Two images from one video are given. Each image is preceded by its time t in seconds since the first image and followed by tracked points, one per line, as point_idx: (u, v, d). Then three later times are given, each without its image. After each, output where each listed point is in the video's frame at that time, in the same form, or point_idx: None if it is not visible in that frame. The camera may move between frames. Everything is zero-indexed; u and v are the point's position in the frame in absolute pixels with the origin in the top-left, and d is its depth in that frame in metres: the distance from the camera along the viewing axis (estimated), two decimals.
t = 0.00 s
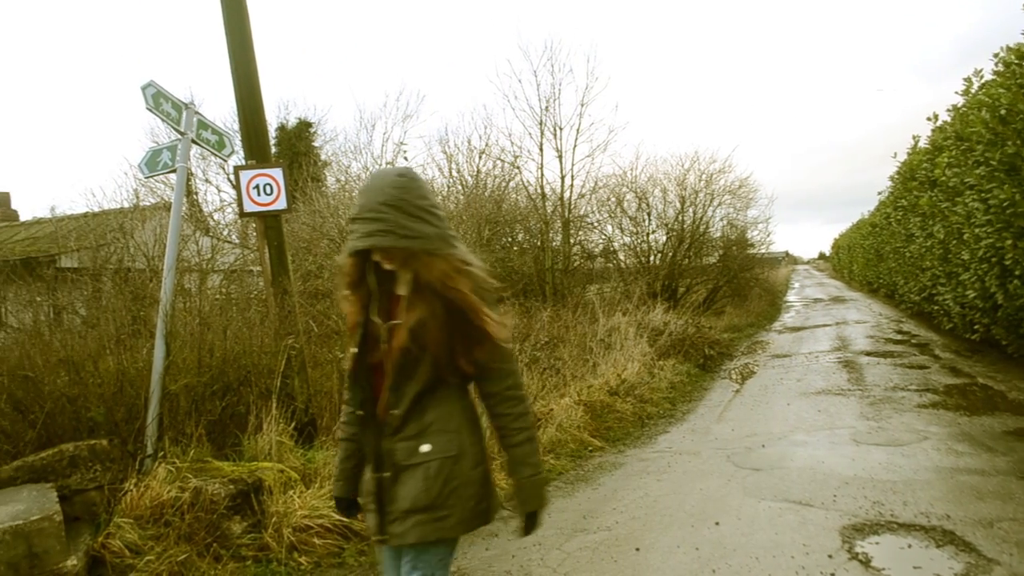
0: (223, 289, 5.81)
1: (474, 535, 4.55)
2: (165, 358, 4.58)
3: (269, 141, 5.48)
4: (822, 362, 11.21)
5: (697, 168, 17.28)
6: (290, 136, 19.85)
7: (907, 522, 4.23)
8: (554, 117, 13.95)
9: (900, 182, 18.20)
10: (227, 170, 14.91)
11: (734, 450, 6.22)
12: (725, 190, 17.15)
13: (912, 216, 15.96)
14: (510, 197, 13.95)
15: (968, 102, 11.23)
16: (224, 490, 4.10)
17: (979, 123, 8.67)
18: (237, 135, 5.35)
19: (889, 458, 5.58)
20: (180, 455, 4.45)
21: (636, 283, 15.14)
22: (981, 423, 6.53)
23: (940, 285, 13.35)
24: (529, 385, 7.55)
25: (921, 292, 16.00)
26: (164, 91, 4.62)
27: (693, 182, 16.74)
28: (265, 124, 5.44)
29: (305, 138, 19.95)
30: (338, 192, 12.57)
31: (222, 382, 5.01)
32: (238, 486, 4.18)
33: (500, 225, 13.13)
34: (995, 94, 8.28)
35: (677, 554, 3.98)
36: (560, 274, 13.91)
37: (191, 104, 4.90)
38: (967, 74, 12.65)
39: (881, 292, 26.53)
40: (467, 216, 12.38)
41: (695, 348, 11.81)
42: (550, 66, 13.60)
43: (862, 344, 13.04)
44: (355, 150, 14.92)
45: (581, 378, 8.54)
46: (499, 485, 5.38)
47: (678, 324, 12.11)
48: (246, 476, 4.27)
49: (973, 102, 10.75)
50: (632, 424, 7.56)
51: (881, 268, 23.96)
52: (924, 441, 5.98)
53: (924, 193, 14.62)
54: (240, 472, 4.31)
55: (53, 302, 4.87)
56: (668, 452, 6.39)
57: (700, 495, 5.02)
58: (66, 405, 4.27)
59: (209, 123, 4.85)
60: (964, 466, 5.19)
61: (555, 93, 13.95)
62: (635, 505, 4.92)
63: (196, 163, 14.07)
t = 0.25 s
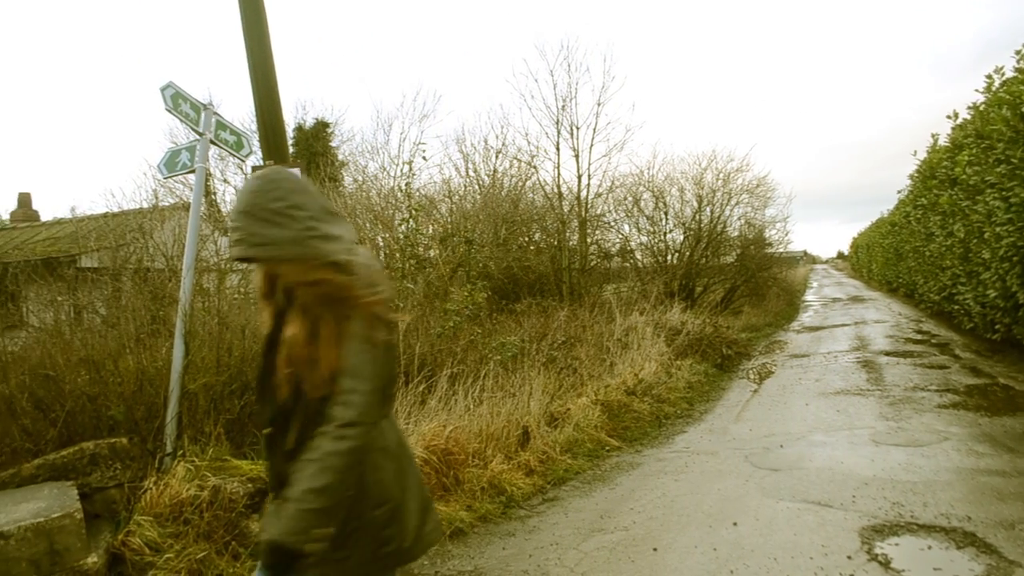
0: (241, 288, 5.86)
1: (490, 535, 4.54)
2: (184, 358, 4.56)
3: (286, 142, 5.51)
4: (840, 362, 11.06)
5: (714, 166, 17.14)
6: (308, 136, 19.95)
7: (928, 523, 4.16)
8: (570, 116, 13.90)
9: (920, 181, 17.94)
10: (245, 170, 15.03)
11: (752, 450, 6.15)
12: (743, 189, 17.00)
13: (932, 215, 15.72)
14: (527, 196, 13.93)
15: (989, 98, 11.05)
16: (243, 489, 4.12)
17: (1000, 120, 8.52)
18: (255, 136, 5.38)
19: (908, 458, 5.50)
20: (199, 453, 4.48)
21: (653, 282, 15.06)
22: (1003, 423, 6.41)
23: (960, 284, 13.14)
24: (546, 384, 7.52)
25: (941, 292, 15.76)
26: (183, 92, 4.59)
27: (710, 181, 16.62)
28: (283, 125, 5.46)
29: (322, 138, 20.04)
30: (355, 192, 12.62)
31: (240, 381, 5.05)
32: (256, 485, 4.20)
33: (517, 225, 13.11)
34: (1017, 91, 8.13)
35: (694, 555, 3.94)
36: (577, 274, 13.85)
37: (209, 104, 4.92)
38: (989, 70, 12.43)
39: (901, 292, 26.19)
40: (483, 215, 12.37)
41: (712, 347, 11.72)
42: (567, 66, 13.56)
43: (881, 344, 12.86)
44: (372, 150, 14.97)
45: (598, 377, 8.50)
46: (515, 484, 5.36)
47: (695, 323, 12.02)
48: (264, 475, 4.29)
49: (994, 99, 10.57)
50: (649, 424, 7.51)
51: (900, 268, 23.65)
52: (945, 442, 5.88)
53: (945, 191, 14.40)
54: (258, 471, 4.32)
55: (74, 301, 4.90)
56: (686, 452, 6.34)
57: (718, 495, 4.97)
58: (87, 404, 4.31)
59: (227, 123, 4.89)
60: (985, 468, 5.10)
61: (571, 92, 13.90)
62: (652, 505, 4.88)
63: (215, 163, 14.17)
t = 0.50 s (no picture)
0: (259, 289, 5.91)
1: (507, 534, 4.52)
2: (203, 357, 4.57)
3: (304, 143, 5.53)
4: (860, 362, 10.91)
5: (733, 165, 16.99)
6: (326, 136, 20.03)
7: (948, 525, 4.10)
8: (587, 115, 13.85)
9: (940, 179, 17.66)
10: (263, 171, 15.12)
11: (770, 451, 6.07)
12: (761, 188, 16.84)
13: (953, 213, 15.47)
14: (544, 196, 13.89)
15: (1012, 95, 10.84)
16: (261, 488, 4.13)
17: None
18: (273, 137, 5.41)
19: (928, 460, 5.41)
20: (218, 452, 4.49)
21: (670, 282, 14.95)
22: None
23: (981, 284, 12.92)
24: (563, 384, 7.49)
25: (961, 291, 15.50)
26: (202, 92, 4.67)
27: (728, 180, 16.47)
28: (301, 126, 5.48)
29: (340, 138, 20.12)
30: (372, 192, 12.64)
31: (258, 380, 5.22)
32: (275, 483, 4.21)
33: (534, 224, 13.08)
34: None
35: (712, 555, 3.89)
36: (594, 274, 13.78)
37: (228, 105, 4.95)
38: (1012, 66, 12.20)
39: (921, 291, 25.82)
40: (500, 215, 12.34)
41: (730, 347, 11.61)
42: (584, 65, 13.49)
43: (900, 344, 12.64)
44: (390, 150, 14.99)
45: (615, 377, 8.45)
46: (532, 484, 5.34)
47: (713, 323, 11.92)
48: (283, 474, 4.29)
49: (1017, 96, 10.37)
50: (667, 424, 7.45)
51: (921, 267, 23.32)
52: (966, 443, 5.77)
53: (966, 190, 14.16)
54: (276, 470, 4.32)
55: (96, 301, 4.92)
56: (704, 452, 6.28)
57: (736, 496, 4.91)
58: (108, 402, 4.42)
59: (246, 123, 4.90)
60: (1007, 469, 5.00)
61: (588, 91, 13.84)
62: (669, 505, 4.83)
63: (234, 163, 14.27)
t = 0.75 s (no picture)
0: (277, 288, 5.97)
1: (524, 534, 4.50)
2: (222, 356, 4.60)
3: (322, 143, 5.54)
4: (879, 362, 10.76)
5: (751, 163, 16.83)
6: (343, 136, 20.10)
7: (968, 527, 4.03)
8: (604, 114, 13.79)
9: (960, 178, 17.38)
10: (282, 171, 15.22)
11: (789, 451, 5.99)
12: (779, 186, 16.69)
13: (973, 212, 15.23)
14: (561, 195, 13.85)
15: None
16: (279, 487, 4.14)
17: None
18: (291, 137, 5.42)
19: (949, 460, 5.32)
20: (236, 450, 4.51)
21: (688, 281, 14.84)
22: None
23: (1003, 283, 12.70)
24: (580, 384, 7.44)
25: (981, 291, 15.25)
26: (219, 92, 4.65)
27: (746, 179, 16.33)
28: (318, 126, 5.49)
29: (357, 137, 20.20)
30: (389, 192, 12.67)
31: (277, 379, 5.10)
32: (293, 482, 4.23)
33: (551, 223, 13.04)
34: None
35: (731, 556, 3.85)
36: (611, 273, 13.71)
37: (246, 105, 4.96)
38: None
39: (940, 290, 25.47)
40: (517, 214, 12.32)
41: (748, 347, 11.50)
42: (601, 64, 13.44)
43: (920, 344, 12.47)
44: (407, 149, 15.02)
45: (633, 377, 8.39)
46: (549, 484, 5.32)
47: (731, 322, 11.82)
48: (301, 472, 4.31)
49: None
50: (685, 424, 7.39)
51: (940, 266, 23.00)
52: (988, 444, 5.67)
53: (987, 188, 13.93)
54: (295, 468, 4.35)
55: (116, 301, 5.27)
56: (722, 452, 6.22)
57: (754, 496, 4.85)
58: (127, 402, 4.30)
59: (263, 123, 4.92)
60: None
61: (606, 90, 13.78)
62: (687, 505, 4.78)
63: (252, 163, 14.37)
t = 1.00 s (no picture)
0: (296, 288, 5.99)
1: (542, 534, 4.48)
2: (241, 356, 4.63)
3: (340, 143, 5.56)
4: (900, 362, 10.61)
5: (770, 162, 16.68)
6: (361, 136, 20.19)
7: (991, 528, 3.95)
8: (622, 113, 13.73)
9: (981, 176, 17.09)
10: (300, 171, 15.32)
11: (809, 451, 5.91)
12: (798, 185, 16.53)
13: (995, 211, 14.96)
14: (578, 194, 13.81)
15: None
16: (298, 485, 4.16)
17: None
18: (310, 137, 5.45)
19: (971, 461, 5.22)
20: (256, 449, 4.53)
21: (706, 280, 14.72)
22: None
23: None
24: (598, 383, 7.41)
25: (1004, 290, 14.96)
26: (239, 94, 4.68)
27: (764, 178, 16.19)
28: (337, 126, 5.51)
29: (375, 138, 20.29)
30: (407, 191, 12.70)
31: (296, 378, 5.13)
32: (312, 480, 4.23)
33: (569, 223, 13.02)
34: None
35: (750, 556, 3.80)
36: (629, 272, 13.62)
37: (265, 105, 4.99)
38: None
39: (961, 290, 25.06)
40: (534, 213, 12.30)
41: (768, 346, 11.38)
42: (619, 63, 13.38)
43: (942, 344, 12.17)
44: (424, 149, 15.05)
45: (651, 376, 8.34)
46: (567, 483, 5.30)
47: (750, 322, 11.71)
48: (320, 471, 4.33)
49: None
50: (703, 424, 7.32)
51: (962, 265, 22.63)
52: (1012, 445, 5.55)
53: (1009, 186, 13.68)
54: (314, 467, 4.36)
55: (134, 301, 5.24)
56: (741, 452, 6.16)
57: (774, 496, 4.79)
58: (147, 400, 4.43)
59: (282, 124, 4.95)
60: None
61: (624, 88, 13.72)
62: (706, 505, 4.73)
63: (272, 164, 14.48)
